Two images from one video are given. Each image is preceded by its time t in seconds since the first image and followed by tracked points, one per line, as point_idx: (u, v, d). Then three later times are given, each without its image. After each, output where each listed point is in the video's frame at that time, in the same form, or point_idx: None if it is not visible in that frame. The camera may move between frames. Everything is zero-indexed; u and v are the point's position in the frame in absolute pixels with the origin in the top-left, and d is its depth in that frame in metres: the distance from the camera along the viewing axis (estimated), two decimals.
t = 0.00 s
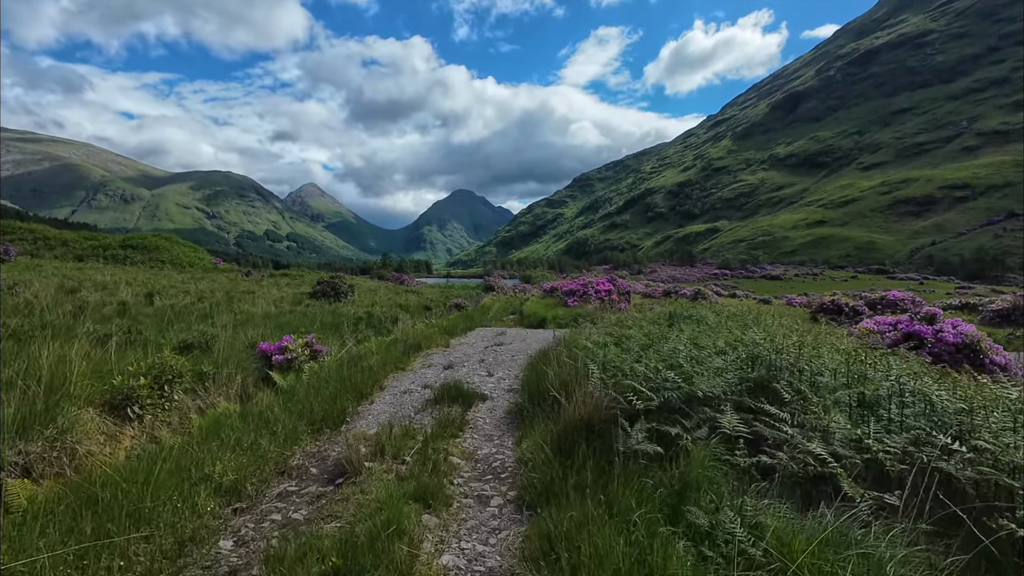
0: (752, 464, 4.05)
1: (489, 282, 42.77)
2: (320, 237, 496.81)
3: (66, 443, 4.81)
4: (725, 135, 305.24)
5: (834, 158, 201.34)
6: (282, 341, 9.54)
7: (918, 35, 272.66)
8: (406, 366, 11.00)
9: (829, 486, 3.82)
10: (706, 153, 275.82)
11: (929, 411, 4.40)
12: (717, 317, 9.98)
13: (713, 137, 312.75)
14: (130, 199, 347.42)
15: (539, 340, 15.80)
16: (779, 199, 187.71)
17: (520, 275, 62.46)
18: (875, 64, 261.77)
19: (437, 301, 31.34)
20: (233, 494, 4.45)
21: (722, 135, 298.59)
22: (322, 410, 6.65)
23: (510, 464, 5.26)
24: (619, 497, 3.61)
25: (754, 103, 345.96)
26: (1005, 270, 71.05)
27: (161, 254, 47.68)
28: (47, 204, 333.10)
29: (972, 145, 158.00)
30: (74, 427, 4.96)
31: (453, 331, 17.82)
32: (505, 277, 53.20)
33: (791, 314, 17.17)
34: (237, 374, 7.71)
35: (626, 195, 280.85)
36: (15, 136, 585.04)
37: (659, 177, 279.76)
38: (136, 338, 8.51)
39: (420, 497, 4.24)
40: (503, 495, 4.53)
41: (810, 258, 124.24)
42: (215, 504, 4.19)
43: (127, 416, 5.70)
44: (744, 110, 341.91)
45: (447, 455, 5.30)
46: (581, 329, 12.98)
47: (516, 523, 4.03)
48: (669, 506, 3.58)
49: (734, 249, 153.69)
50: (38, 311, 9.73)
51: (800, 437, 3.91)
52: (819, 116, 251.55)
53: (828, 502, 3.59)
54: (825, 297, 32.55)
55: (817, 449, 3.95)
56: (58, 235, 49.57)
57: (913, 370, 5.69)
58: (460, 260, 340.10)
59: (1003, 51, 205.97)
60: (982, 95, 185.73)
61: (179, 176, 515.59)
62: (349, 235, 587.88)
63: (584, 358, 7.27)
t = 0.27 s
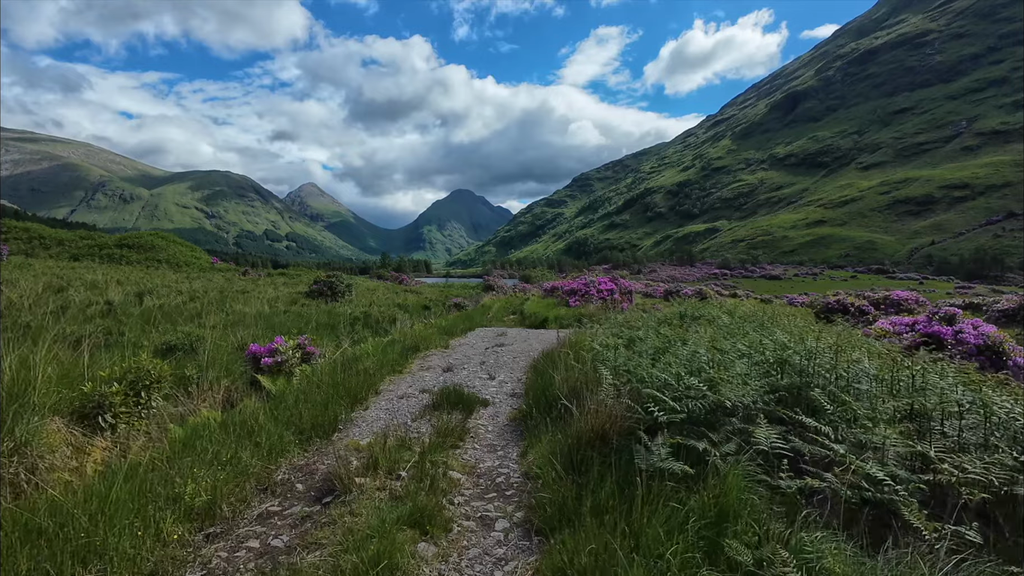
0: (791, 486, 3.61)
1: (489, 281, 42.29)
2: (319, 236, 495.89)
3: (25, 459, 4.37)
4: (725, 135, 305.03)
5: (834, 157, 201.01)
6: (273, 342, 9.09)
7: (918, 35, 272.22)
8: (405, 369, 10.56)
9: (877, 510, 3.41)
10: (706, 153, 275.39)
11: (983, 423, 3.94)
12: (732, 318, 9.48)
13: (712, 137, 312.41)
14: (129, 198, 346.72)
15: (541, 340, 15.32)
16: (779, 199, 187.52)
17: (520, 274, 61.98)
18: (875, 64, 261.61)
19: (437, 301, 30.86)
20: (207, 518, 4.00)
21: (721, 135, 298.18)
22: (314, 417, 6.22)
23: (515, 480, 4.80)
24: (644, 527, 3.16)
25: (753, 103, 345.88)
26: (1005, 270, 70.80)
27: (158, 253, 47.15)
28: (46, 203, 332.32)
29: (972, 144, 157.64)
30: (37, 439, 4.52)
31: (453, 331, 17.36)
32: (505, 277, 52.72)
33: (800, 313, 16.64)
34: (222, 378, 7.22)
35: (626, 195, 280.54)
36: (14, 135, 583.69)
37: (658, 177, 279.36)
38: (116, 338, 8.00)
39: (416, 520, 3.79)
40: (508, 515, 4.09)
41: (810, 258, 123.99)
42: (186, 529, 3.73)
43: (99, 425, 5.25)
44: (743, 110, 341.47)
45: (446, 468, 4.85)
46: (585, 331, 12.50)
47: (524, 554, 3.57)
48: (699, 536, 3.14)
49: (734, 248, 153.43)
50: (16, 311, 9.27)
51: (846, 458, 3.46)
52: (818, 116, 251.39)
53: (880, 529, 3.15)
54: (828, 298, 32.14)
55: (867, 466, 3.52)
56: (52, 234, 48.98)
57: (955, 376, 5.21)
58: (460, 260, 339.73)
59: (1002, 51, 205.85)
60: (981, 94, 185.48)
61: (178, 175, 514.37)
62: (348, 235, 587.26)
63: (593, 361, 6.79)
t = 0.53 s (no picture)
0: (825, 517, 3.25)
1: (489, 281, 41.96)
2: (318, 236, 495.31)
3: None
4: (724, 134, 304.85)
5: (834, 157, 200.65)
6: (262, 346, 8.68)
7: (917, 34, 271.82)
8: (401, 373, 10.19)
9: (934, 546, 2.99)
10: (706, 153, 274.99)
11: None
12: (743, 321, 9.07)
13: (712, 137, 312.09)
14: (128, 198, 345.98)
15: (542, 343, 14.98)
16: (778, 198, 187.36)
17: (519, 274, 61.57)
18: (874, 63, 261.37)
19: (436, 301, 30.50)
20: (168, 553, 3.59)
21: (721, 134, 297.80)
22: (303, 428, 5.85)
23: (517, 500, 4.43)
24: None
25: (753, 102, 345.82)
26: (1005, 270, 70.46)
27: (154, 253, 46.73)
28: (45, 203, 332.04)
29: (972, 144, 157.41)
30: None
31: (452, 333, 17.01)
32: (504, 277, 52.35)
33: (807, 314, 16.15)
34: (208, 387, 6.84)
35: (625, 194, 280.32)
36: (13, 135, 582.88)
37: (658, 177, 278.99)
38: (92, 342, 7.56)
39: (401, 557, 3.34)
40: (510, 545, 3.70)
41: (810, 257, 123.62)
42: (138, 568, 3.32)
43: (65, 441, 4.85)
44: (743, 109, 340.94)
45: (440, 487, 4.48)
46: (587, 333, 12.10)
47: None
48: None
49: (734, 248, 153.16)
50: None
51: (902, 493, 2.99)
52: (818, 115, 251.14)
53: None
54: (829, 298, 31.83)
55: (913, 495, 3.15)
56: (48, 233, 48.50)
57: (998, 385, 4.76)
58: (459, 259, 339.48)
59: (1002, 51, 205.73)
60: (981, 94, 185.22)
61: (177, 175, 513.61)
62: (348, 235, 586.91)
63: (600, 370, 6.40)
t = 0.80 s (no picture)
0: (869, 544, 2.86)
1: (487, 281, 41.52)
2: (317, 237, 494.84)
3: None
4: (723, 135, 304.71)
5: (833, 158, 200.52)
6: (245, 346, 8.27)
7: (917, 35, 271.74)
8: (395, 375, 9.75)
9: None
10: (705, 153, 274.71)
11: None
12: (755, 320, 8.63)
13: (711, 138, 311.93)
14: (127, 198, 345.44)
15: (542, 343, 14.53)
16: (777, 199, 187.08)
17: (518, 274, 61.06)
18: (873, 64, 261.45)
19: (434, 301, 30.04)
20: None
21: (721, 135, 297.62)
22: (285, 435, 5.44)
23: (513, 518, 4.02)
24: None
25: (752, 103, 345.73)
26: (1005, 270, 70.18)
27: (150, 253, 46.25)
28: (44, 204, 331.60)
29: (971, 145, 157.26)
30: None
31: (449, 332, 16.55)
32: (503, 277, 51.92)
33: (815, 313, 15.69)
34: (184, 392, 6.40)
35: (625, 195, 280.03)
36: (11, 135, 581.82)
37: (657, 177, 278.75)
38: (61, 343, 7.08)
39: None
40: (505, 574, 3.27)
41: (809, 258, 123.28)
42: None
43: (15, 452, 4.41)
44: (742, 110, 340.79)
45: (429, 504, 4.06)
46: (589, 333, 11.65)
47: None
48: None
49: (733, 249, 152.77)
50: None
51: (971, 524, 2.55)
52: (817, 116, 251.03)
53: None
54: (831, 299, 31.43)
55: (977, 520, 2.74)
56: (42, 233, 47.95)
57: None
58: (459, 260, 338.99)
59: (1000, 52, 205.75)
60: (980, 95, 185.17)
61: (176, 175, 513.07)
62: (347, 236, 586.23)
63: (604, 371, 5.98)
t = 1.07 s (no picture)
0: None
1: (487, 282, 41.07)
2: (317, 237, 494.80)
3: None
4: (723, 135, 304.30)
5: (833, 158, 200.06)
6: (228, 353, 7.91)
7: (916, 35, 271.21)
8: (389, 381, 9.33)
9: None
10: (705, 153, 274.24)
11: None
12: (769, 326, 8.19)
13: (711, 138, 311.45)
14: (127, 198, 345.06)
15: (547, 347, 14.04)
16: (777, 199, 186.67)
17: (518, 275, 60.59)
18: (873, 64, 260.95)
19: (432, 302, 29.55)
20: None
21: (721, 135, 297.14)
22: (266, 450, 5.01)
23: (514, 551, 3.62)
24: None
25: (752, 103, 345.17)
26: (1006, 270, 69.72)
27: (146, 253, 45.74)
28: (44, 204, 331.34)
29: (971, 145, 156.74)
30: None
31: (447, 336, 16.04)
32: (503, 278, 51.45)
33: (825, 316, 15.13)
34: (159, 403, 5.97)
35: (625, 195, 279.65)
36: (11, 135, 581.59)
37: (657, 177, 278.26)
38: (30, 350, 6.62)
39: None
40: None
41: (810, 258, 122.81)
42: None
43: None
44: (742, 110, 340.14)
45: (420, 538, 3.63)
46: (592, 336, 11.19)
47: None
48: None
49: (733, 249, 152.29)
50: None
51: None
52: (817, 116, 250.60)
53: None
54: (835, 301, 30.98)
55: None
56: (37, 233, 47.46)
57: None
58: (458, 260, 338.57)
59: (1001, 51, 205.23)
60: (980, 95, 184.73)
61: (175, 175, 512.68)
62: (347, 236, 585.56)
63: (611, 383, 5.54)
